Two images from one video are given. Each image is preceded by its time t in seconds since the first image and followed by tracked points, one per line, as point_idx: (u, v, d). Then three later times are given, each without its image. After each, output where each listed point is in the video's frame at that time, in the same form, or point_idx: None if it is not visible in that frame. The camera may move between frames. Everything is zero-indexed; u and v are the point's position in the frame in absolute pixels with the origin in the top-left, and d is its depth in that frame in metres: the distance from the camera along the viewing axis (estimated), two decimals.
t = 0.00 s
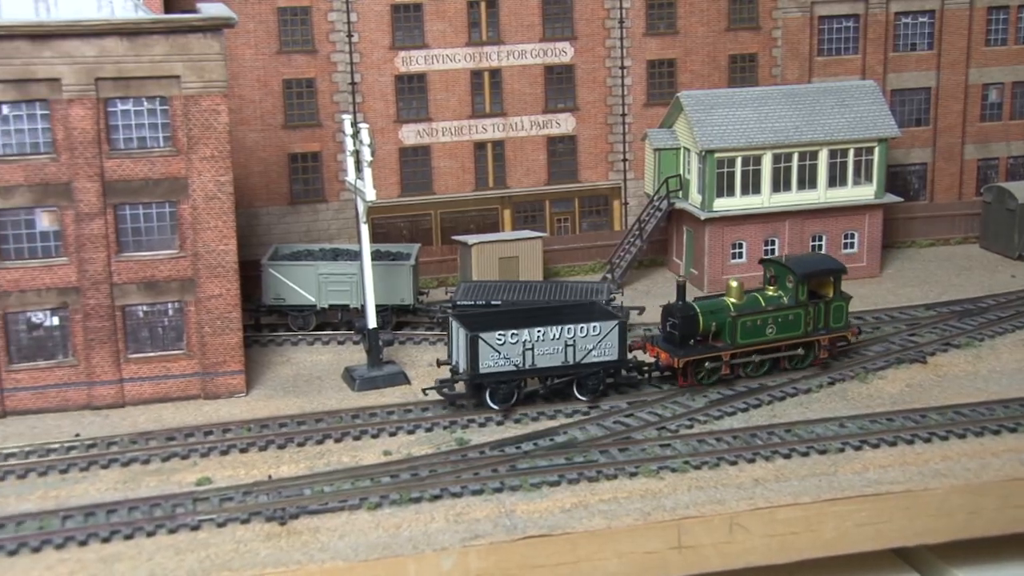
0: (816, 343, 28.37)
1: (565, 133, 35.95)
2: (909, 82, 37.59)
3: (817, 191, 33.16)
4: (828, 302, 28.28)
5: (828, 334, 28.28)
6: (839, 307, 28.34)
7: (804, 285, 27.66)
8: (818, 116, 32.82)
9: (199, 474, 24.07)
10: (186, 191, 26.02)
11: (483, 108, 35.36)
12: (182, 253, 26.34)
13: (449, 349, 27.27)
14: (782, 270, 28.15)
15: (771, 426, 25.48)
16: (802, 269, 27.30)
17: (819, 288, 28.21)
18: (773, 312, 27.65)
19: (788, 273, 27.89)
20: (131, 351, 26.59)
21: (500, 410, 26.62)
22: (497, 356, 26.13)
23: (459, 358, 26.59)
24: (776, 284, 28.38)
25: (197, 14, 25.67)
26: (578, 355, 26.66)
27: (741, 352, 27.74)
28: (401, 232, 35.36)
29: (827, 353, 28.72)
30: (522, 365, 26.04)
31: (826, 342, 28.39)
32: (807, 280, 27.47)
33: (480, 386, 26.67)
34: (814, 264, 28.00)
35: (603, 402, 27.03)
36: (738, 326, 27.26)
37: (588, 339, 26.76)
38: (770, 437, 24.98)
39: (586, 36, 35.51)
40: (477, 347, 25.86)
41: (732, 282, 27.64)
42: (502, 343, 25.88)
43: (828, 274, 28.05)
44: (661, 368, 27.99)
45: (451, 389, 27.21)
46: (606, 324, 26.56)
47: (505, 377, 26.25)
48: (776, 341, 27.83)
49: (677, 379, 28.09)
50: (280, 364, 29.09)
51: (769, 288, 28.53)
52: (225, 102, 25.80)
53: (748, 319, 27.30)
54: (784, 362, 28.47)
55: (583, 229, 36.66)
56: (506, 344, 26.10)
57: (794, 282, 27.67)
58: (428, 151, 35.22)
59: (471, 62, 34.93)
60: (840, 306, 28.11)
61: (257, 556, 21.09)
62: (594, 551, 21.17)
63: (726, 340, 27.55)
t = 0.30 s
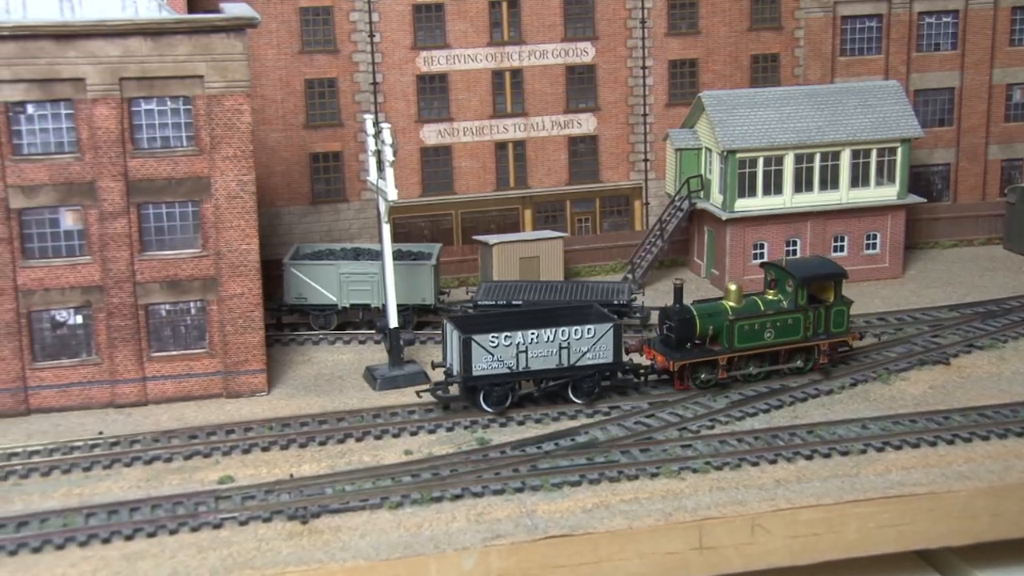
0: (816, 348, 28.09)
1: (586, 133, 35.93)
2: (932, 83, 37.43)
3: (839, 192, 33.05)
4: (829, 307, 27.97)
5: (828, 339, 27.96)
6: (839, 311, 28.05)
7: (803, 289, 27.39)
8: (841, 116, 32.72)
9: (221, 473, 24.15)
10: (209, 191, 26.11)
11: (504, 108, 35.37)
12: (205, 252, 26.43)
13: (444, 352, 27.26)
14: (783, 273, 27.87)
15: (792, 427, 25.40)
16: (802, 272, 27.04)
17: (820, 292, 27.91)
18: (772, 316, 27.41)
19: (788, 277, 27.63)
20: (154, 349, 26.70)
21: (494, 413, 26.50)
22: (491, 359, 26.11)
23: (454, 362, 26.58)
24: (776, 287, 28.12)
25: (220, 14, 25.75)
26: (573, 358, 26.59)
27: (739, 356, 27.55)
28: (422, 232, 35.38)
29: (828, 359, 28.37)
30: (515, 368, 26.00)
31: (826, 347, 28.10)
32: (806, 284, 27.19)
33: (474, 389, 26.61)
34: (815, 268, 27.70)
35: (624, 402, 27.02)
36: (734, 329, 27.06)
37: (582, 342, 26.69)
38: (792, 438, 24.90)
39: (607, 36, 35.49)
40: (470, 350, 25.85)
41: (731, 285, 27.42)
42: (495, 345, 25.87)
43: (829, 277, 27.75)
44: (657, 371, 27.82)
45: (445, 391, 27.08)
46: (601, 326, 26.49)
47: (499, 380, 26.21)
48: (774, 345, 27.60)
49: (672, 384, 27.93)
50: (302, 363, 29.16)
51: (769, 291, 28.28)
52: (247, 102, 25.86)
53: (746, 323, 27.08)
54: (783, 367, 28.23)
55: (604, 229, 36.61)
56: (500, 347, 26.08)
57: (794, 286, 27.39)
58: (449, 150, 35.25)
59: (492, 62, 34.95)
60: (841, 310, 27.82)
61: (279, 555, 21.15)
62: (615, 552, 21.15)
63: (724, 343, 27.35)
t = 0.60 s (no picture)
0: (816, 354, 27.80)
1: (609, 133, 35.90)
2: (959, 83, 37.24)
3: (864, 193, 32.92)
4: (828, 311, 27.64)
5: (828, 344, 27.62)
6: (840, 316, 27.71)
7: (801, 293, 27.11)
8: (866, 117, 32.62)
9: (245, 471, 24.24)
10: (234, 190, 26.21)
11: (528, 108, 35.38)
12: (229, 251, 26.52)
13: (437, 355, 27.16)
14: (781, 277, 27.58)
15: (816, 428, 25.32)
16: (800, 277, 26.77)
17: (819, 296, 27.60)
18: (770, 321, 27.13)
19: (787, 281, 27.36)
20: (179, 347, 26.80)
21: (487, 415, 26.39)
22: (484, 361, 25.98)
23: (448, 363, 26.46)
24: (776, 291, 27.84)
25: (245, 14, 25.85)
26: (567, 361, 26.46)
27: (735, 361, 27.31)
28: (445, 232, 35.38)
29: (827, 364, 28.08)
30: (508, 371, 25.89)
31: (826, 352, 27.78)
32: (805, 288, 26.91)
33: (468, 391, 26.51)
34: (813, 272, 27.39)
35: (647, 402, 26.98)
36: (730, 334, 26.83)
37: (576, 344, 26.58)
38: (817, 440, 24.82)
39: (631, 36, 35.47)
40: (462, 352, 25.77)
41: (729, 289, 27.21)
42: (489, 348, 25.76)
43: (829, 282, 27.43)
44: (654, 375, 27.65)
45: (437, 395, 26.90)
46: (596, 329, 26.35)
47: (492, 382, 26.11)
48: (771, 350, 27.33)
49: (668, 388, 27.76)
50: (325, 363, 29.23)
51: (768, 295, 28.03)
52: (273, 101, 25.93)
53: (742, 327, 26.85)
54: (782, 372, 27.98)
55: (628, 229, 36.54)
56: (493, 349, 25.94)
57: (792, 290, 27.11)
58: (473, 150, 35.29)
59: (516, 62, 34.96)
60: (840, 315, 27.48)
61: (303, 553, 21.20)
62: (638, 552, 21.14)
63: (720, 347, 27.14)
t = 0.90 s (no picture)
0: (808, 358, 27.65)
1: (630, 133, 35.88)
2: (981, 83, 37.07)
3: (885, 193, 32.79)
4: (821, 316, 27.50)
5: (820, 349, 27.48)
6: (832, 320, 27.52)
7: (793, 297, 27.01)
8: (887, 117, 32.52)
9: (266, 470, 24.29)
10: (256, 189, 26.30)
11: (548, 108, 35.38)
12: (251, 251, 26.59)
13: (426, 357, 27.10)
14: (774, 281, 27.50)
15: (837, 430, 25.24)
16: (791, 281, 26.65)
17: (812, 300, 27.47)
18: (760, 325, 27.03)
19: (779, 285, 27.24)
20: (200, 346, 26.86)
21: (474, 418, 26.29)
22: (471, 364, 25.88)
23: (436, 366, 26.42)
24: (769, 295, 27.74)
25: (267, 14, 25.93)
26: (554, 364, 26.28)
27: (725, 365, 27.24)
28: (465, 231, 35.42)
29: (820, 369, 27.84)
30: (495, 373, 25.78)
31: (818, 357, 27.62)
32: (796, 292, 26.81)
33: (455, 394, 26.42)
34: (807, 276, 27.28)
35: (667, 403, 26.94)
36: (720, 338, 26.76)
37: (564, 348, 26.45)
38: (838, 441, 24.74)
39: (652, 36, 35.44)
40: (449, 354, 25.69)
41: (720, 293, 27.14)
42: (475, 350, 25.66)
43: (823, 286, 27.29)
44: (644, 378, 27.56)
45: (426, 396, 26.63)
46: (583, 333, 26.15)
47: (478, 385, 25.99)
48: (762, 354, 27.24)
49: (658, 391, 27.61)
50: (346, 362, 29.27)
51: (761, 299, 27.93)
52: (294, 101, 25.99)
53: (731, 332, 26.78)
54: (774, 376, 27.75)
55: (648, 230, 36.50)
56: (480, 352, 25.83)
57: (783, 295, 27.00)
58: (493, 150, 35.31)
59: (537, 62, 34.97)
60: (833, 320, 27.29)
61: (324, 552, 21.24)
62: (659, 552, 21.10)
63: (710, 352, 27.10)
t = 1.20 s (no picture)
0: (799, 363, 27.33)
1: (652, 133, 35.86)
2: (1006, 83, 36.88)
3: (909, 194, 32.65)
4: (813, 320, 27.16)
5: (811, 354, 27.18)
6: (824, 326, 27.16)
7: (784, 302, 26.68)
8: (911, 117, 32.40)
9: (288, 469, 24.35)
10: (279, 189, 26.37)
11: (570, 108, 35.37)
12: (274, 250, 26.66)
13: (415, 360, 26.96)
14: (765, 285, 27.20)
15: (861, 431, 25.14)
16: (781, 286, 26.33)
17: (803, 305, 27.14)
18: (749, 329, 26.74)
19: (770, 289, 26.92)
20: (223, 345, 26.95)
21: (460, 421, 26.23)
22: (456, 366, 25.78)
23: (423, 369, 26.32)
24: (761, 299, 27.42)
25: (291, 14, 25.99)
26: (541, 367, 26.12)
27: (714, 369, 27.03)
28: (486, 231, 35.43)
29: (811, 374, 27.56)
30: (480, 376, 25.65)
31: (810, 362, 27.28)
32: (786, 296, 26.49)
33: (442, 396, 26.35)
34: (797, 280, 26.95)
35: (689, 404, 26.90)
36: (708, 342, 26.50)
37: (550, 350, 26.27)
38: (861, 442, 24.64)
39: (674, 36, 35.41)
40: (433, 357, 25.57)
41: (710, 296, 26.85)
42: (460, 352, 25.54)
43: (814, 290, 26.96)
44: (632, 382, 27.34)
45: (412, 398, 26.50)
46: (569, 335, 25.96)
47: (463, 388, 25.87)
48: (751, 359, 26.95)
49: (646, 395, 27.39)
50: (368, 361, 29.32)
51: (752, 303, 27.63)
52: (317, 100, 26.05)
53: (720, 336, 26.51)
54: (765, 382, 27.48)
55: (669, 230, 36.46)
56: (465, 355, 25.72)
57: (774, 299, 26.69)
58: (515, 150, 35.32)
59: (559, 62, 34.97)
60: (824, 325, 26.94)
61: (346, 551, 21.28)
62: (680, 553, 21.07)
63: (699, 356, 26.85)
